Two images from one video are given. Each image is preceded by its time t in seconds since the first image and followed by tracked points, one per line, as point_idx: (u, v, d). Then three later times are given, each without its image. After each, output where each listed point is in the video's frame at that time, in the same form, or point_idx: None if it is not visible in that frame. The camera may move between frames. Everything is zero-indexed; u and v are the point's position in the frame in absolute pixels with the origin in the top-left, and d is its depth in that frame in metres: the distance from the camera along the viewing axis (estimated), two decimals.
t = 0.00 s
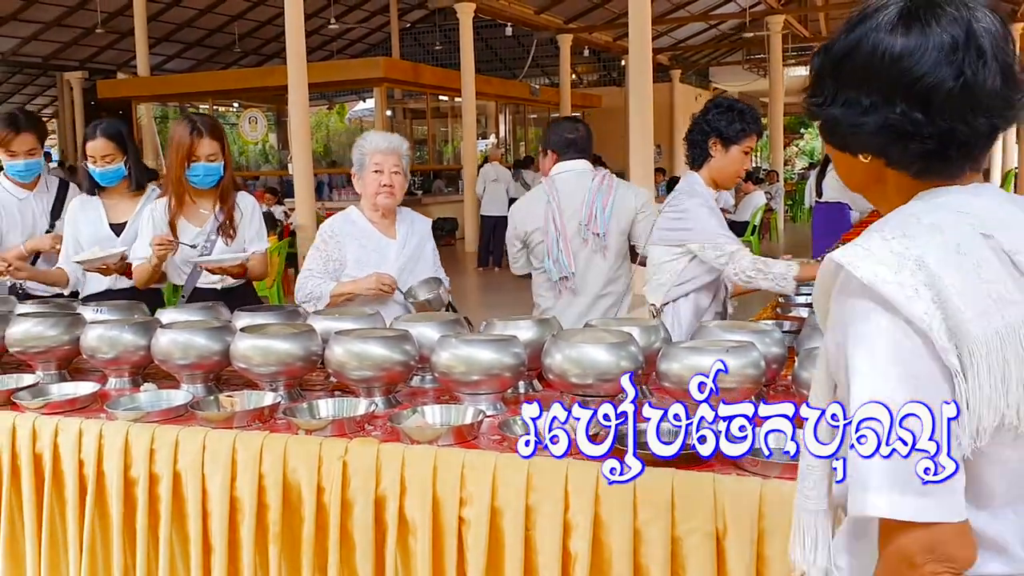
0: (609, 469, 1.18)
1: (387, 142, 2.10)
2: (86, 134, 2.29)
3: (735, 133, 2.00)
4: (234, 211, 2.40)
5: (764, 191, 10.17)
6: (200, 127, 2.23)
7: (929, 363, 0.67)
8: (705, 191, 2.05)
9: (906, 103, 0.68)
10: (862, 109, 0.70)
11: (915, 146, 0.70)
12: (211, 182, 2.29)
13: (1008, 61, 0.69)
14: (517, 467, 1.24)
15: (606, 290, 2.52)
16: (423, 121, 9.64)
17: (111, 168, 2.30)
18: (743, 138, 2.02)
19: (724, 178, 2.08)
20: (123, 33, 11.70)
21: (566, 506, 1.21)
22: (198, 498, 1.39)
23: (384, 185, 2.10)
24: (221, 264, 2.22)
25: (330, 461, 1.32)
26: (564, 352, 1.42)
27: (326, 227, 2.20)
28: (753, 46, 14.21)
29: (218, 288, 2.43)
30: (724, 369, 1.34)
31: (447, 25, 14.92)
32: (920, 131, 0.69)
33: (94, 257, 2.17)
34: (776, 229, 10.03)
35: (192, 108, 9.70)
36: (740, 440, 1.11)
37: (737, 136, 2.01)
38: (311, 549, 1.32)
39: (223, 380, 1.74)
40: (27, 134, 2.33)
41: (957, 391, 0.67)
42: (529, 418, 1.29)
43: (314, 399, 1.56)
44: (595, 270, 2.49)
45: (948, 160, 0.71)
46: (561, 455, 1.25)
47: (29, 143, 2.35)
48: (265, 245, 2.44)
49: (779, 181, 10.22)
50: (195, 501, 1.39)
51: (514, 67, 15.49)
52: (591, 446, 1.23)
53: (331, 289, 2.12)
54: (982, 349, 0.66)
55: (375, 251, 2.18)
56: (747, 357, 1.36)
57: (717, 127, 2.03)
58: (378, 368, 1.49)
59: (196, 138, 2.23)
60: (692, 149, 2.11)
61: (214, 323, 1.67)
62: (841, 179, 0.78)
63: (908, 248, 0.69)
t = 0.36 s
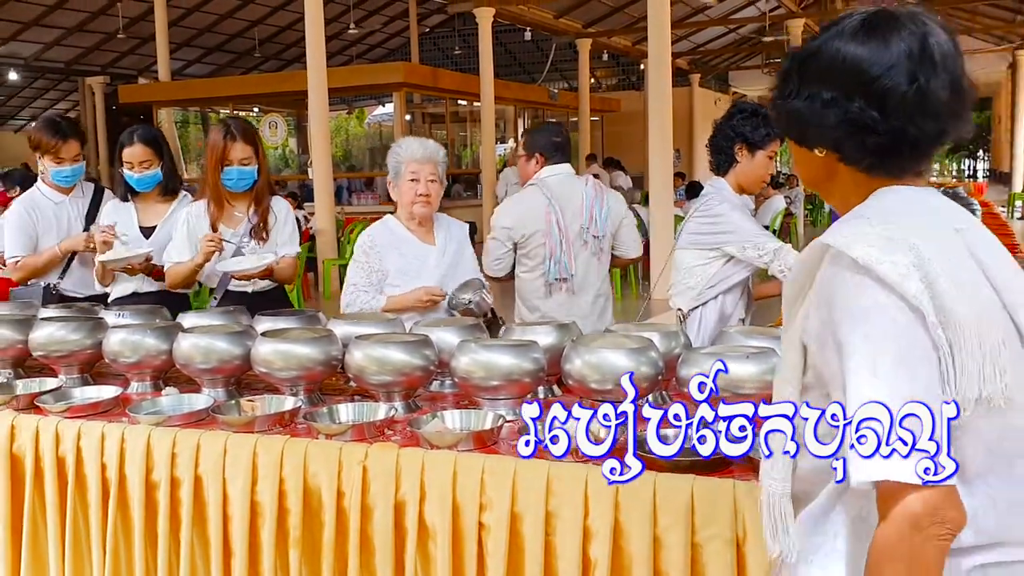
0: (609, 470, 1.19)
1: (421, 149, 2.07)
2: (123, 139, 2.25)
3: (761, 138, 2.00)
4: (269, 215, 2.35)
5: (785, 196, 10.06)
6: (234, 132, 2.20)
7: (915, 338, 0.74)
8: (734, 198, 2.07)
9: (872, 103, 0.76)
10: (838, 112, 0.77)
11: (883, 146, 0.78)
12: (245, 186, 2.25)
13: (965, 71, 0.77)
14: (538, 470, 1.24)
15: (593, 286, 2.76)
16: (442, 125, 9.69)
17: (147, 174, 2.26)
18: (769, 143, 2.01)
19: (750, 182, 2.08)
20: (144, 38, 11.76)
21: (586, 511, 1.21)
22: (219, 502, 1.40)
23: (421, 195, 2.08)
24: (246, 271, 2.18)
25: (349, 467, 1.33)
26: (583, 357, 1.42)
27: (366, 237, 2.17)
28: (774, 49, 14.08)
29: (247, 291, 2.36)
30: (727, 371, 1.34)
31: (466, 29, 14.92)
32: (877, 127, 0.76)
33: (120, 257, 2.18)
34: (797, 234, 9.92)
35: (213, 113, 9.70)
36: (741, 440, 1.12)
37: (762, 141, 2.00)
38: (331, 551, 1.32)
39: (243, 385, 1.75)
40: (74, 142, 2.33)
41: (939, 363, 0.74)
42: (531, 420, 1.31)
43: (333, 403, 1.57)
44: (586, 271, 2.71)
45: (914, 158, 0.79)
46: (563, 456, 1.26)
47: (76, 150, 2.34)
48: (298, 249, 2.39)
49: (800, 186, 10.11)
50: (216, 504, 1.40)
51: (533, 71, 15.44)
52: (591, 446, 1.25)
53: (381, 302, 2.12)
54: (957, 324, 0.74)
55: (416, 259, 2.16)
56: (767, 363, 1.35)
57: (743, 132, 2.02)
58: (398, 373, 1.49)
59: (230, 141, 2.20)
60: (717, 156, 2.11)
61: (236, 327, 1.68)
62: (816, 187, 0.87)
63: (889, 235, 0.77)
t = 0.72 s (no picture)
0: (609, 469, 1.14)
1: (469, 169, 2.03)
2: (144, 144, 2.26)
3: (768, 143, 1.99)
4: (299, 221, 2.33)
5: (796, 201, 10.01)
6: (258, 137, 2.19)
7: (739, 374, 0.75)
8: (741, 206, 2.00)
9: (705, 135, 0.76)
10: (679, 143, 0.77)
11: (720, 177, 0.79)
12: (271, 191, 2.24)
13: (802, 97, 0.78)
14: (550, 476, 1.23)
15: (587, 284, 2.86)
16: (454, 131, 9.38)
17: (168, 180, 2.27)
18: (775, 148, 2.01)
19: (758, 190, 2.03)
20: (157, 43, 11.83)
21: (599, 517, 1.21)
22: (232, 506, 1.40)
23: (457, 216, 2.09)
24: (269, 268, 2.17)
25: (362, 473, 1.33)
26: (596, 363, 1.42)
27: (396, 242, 2.16)
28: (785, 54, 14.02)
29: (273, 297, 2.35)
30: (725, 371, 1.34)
31: (478, 34, 14.92)
32: (709, 153, 0.77)
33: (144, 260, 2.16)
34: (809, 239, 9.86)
35: (226, 119, 9.69)
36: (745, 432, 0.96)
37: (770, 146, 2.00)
38: (345, 555, 1.33)
39: (257, 389, 1.76)
40: (92, 148, 2.34)
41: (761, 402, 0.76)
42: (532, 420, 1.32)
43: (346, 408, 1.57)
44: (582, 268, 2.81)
45: (756, 189, 0.80)
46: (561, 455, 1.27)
47: (93, 155, 2.35)
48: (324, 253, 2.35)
49: (812, 191, 10.05)
50: (229, 508, 1.41)
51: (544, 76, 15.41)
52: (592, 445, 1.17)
53: (408, 304, 2.11)
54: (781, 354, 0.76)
55: (445, 265, 2.15)
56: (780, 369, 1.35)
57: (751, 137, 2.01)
58: (411, 377, 1.49)
59: (254, 146, 2.19)
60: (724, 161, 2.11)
61: (249, 332, 1.68)
62: (672, 206, 0.86)
63: (729, 272, 0.77)
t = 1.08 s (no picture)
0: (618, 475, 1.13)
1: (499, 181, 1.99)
2: (156, 151, 2.26)
3: (776, 148, 1.90)
4: (321, 227, 2.33)
5: (804, 207, 9.97)
6: (281, 146, 2.17)
7: (569, 371, 0.73)
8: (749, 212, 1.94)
9: (549, 138, 0.76)
10: (529, 148, 0.77)
11: (565, 177, 0.77)
12: (294, 200, 2.24)
13: (648, 98, 0.76)
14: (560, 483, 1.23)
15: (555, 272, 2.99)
16: (461, 136, 9.30)
17: (179, 186, 2.27)
18: (785, 153, 1.91)
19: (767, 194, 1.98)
20: (166, 49, 11.86)
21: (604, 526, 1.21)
22: (242, 511, 1.41)
23: (486, 225, 2.10)
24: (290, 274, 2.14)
25: (371, 478, 1.33)
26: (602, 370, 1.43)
27: (419, 244, 2.16)
28: (792, 60, 13.99)
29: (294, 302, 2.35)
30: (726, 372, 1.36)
31: (485, 40, 14.92)
32: (555, 156, 0.76)
33: (161, 268, 2.16)
34: (817, 245, 9.83)
35: (234, 124, 9.69)
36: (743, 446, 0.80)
37: (778, 150, 1.90)
38: (353, 558, 1.34)
39: (266, 394, 1.76)
40: (99, 150, 2.33)
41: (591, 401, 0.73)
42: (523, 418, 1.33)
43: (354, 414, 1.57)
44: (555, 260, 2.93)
45: (608, 189, 0.78)
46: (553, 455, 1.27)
47: (101, 159, 2.34)
48: (346, 261, 2.34)
49: (819, 197, 10.00)
50: (240, 514, 1.41)
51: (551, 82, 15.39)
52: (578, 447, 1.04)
53: (426, 302, 2.10)
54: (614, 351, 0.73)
55: (468, 268, 2.14)
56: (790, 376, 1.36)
57: (759, 142, 1.92)
58: (420, 384, 1.49)
59: (276, 156, 2.18)
60: (731, 164, 2.00)
61: (258, 337, 1.69)
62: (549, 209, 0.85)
63: (570, 267, 0.75)
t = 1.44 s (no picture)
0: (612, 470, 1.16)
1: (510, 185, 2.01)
2: (165, 156, 2.26)
3: (783, 154, 1.91)
4: (334, 232, 2.35)
5: (810, 212, 9.93)
6: (294, 152, 2.19)
7: (473, 366, 0.79)
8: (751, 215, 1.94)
9: (472, 160, 0.81)
10: (453, 171, 0.83)
11: (484, 198, 0.83)
12: (307, 205, 2.25)
13: (564, 125, 0.83)
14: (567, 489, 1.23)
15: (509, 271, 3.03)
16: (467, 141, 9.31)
17: (190, 192, 2.27)
18: (790, 159, 1.92)
19: (767, 199, 1.98)
20: (172, 55, 11.90)
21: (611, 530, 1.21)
22: (248, 516, 1.41)
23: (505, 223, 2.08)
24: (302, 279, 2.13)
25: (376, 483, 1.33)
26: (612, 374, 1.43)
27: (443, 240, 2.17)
28: (798, 65, 13.97)
29: (307, 306, 2.36)
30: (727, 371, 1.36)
31: (491, 45, 14.95)
32: (479, 176, 0.82)
33: (180, 272, 2.18)
34: (824, 250, 9.80)
35: (241, 130, 9.72)
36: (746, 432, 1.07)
37: (784, 157, 1.91)
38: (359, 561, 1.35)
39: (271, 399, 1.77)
40: (105, 154, 2.33)
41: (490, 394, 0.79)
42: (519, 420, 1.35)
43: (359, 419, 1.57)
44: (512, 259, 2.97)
45: (526, 208, 0.84)
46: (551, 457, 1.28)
47: (106, 162, 2.35)
48: (358, 265, 2.36)
49: (826, 202, 9.96)
50: (246, 519, 1.41)
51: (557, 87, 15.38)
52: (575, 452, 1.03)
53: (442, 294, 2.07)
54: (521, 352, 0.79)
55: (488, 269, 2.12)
56: (797, 381, 1.35)
57: (765, 148, 1.92)
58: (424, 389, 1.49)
59: (289, 162, 2.19)
60: (735, 168, 2.00)
61: (265, 343, 1.69)
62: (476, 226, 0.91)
63: (486, 274, 0.81)
